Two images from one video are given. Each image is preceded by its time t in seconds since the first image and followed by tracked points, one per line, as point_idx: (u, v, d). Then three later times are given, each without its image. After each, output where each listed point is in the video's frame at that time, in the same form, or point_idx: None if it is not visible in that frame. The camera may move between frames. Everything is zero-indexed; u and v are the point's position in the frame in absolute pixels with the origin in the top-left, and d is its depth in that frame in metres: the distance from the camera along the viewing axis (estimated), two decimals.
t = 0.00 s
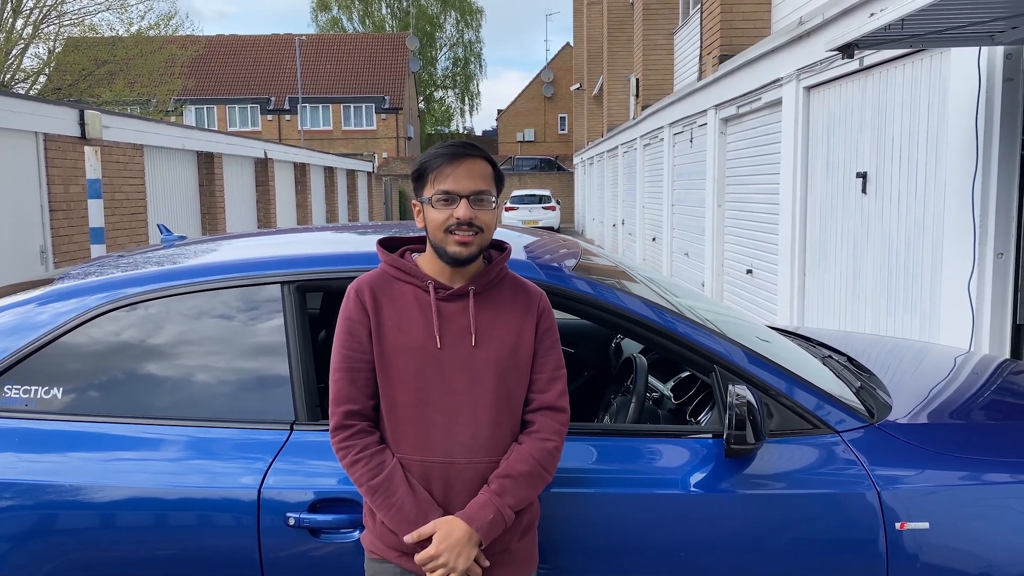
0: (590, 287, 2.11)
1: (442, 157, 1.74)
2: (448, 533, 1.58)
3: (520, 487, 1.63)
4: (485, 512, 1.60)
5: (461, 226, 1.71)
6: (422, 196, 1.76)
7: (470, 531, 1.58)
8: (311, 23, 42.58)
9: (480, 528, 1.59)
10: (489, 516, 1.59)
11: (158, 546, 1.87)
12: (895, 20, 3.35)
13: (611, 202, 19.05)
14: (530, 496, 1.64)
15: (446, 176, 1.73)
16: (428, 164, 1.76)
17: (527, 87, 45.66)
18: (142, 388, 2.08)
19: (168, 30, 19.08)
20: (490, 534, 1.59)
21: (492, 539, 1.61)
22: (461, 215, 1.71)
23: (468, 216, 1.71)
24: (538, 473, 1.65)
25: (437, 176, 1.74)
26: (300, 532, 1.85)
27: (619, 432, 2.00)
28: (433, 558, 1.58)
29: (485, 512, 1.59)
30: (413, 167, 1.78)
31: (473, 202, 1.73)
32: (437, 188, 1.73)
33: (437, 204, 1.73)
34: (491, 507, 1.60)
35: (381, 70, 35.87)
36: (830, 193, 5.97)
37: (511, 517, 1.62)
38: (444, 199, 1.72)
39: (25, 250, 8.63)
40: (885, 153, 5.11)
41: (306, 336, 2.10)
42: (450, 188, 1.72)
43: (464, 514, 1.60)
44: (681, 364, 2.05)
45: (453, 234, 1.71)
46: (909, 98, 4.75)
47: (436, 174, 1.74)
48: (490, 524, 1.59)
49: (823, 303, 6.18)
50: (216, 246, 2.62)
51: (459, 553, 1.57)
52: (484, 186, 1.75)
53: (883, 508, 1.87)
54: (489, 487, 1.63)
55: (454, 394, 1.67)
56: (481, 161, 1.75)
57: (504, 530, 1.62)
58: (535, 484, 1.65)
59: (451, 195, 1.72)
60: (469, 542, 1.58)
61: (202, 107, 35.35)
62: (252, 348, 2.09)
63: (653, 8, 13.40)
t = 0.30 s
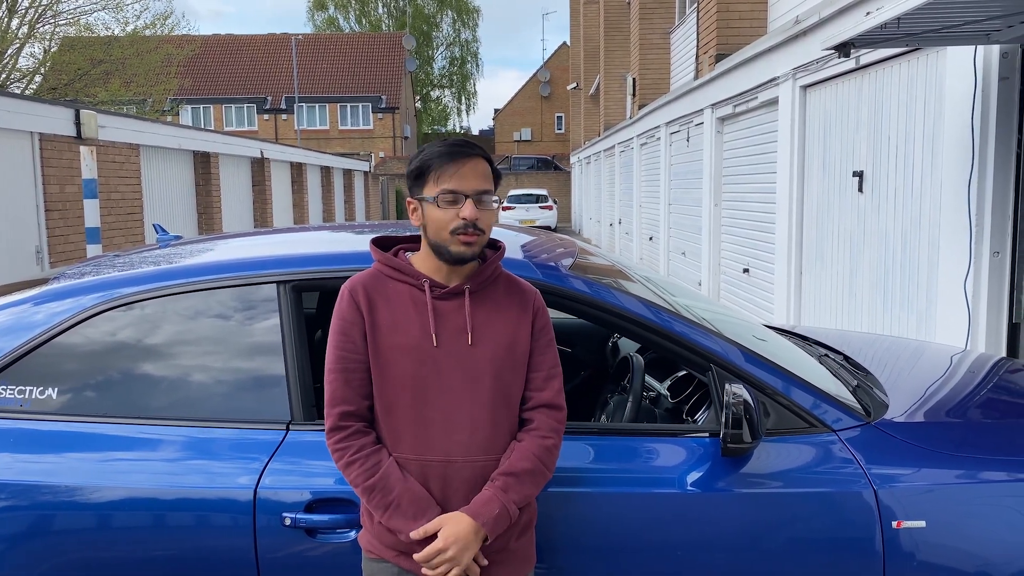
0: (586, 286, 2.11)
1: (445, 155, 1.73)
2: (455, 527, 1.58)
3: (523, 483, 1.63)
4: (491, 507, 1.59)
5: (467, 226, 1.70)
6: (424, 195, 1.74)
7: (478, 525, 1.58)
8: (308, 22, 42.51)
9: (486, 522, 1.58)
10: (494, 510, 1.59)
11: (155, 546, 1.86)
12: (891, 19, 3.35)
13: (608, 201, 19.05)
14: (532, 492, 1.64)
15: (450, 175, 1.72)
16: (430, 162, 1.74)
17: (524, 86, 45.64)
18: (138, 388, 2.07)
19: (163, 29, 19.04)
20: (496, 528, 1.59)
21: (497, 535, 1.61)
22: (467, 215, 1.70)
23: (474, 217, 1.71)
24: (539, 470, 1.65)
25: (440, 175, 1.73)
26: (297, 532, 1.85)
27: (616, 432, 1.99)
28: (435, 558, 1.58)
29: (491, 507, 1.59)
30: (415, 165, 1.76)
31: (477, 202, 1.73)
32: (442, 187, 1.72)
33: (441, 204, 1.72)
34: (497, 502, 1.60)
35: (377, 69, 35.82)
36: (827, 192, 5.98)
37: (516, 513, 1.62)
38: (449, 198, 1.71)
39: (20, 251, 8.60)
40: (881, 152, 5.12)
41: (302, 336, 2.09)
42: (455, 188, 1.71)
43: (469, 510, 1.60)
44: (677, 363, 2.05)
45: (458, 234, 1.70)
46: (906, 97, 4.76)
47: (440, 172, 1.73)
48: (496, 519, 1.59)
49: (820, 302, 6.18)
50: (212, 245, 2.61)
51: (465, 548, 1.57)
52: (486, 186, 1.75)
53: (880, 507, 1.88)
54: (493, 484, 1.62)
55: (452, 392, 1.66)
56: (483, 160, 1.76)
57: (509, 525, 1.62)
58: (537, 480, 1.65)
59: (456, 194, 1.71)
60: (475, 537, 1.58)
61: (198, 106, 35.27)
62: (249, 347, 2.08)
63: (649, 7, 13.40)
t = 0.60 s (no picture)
0: (583, 285, 2.11)
1: (483, 166, 1.74)
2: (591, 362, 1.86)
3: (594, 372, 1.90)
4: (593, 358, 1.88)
5: (502, 235, 1.78)
6: (464, 203, 1.72)
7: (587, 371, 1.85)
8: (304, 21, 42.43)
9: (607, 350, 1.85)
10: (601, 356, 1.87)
11: (152, 546, 1.85)
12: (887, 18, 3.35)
13: (605, 200, 19.06)
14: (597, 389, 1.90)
15: (489, 185, 1.75)
16: (466, 171, 1.72)
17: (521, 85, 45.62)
18: (134, 388, 2.06)
19: (159, 28, 18.99)
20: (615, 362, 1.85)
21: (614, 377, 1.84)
22: (504, 225, 1.77)
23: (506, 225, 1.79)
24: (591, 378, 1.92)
25: (480, 184, 1.73)
26: (293, 532, 1.84)
27: (613, 430, 1.99)
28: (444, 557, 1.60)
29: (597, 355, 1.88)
30: (450, 172, 1.71)
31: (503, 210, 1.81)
32: (488, 198, 1.74)
33: (484, 213, 1.74)
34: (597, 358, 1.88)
35: (374, 68, 35.76)
36: (823, 190, 5.98)
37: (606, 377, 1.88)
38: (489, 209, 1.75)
39: (16, 250, 8.57)
40: (877, 151, 5.12)
41: (297, 334, 2.08)
42: (496, 198, 1.76)
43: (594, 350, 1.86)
44: (674, 361, 2.05)
45: (495, 243, 1.77)
46: (902, 95, 4.76)
47: (480, 182, 1.73)
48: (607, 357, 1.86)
49: (816, 300, 6.19)
50: (208, 244, 2.60)
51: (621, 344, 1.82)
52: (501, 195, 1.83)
53: (877, 505, 1.88)
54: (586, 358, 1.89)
55: (455, 388, 1.67)
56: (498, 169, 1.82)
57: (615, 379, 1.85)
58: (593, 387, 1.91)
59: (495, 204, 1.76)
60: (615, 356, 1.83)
61: (194, 105, 35.20)
62: (246, 347, 2.07)
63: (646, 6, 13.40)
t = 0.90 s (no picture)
0: (580, 284, 2.10)
1: (464, 161, 1.74)
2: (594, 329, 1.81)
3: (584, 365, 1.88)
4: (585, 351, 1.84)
5: (487, 231, 1.77)
6: (446, 199, 1.71)
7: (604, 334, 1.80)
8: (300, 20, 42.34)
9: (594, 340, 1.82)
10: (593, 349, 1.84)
11: (149, 546, 1.85)
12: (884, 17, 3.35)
13: (601, 199, 19.07)
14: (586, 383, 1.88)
15: (472, 180, 1.74)
16: (448, 167, 1.72)
17: (517, 84, 45.60)
18: (130, 388, 2.05)
19: (155, 27, 18.94)
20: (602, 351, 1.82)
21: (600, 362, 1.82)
22: (488, 221, 1.77)
23: (491, 221, 1.79)
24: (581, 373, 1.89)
25: (462, 180, 1.73)
26: (289, 532, 1.83)
27: (610, 430, 1.99)
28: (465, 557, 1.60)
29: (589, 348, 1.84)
30: (431, 169, 1.70)
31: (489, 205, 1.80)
32: (471, 193, 1.74)
33: (468, 210, 1.73)
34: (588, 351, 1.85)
35: (370, 67, 35.70)
36: (820, 188, 5.98)
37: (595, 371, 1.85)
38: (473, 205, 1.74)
39: (11, 249, 8.54)
40: (874, 150, 5.13)
41: (294, 334, 2.08)
42: (479, 193, 1.75)
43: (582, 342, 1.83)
44: (671, 361, 2.05)
45: (481, 238, 1.76)
46: (898, 94, 4.77)
47: (463, 178, 1.73)
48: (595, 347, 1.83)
49: (813, 299, 6.20)
50: (204, 244, 2.59)
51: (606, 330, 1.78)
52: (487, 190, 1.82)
53: (874, 505, 1.88)
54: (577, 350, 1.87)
55: (454, 384, 1.67)
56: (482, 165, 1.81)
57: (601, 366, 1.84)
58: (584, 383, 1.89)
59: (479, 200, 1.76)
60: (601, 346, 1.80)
61: (190, 105, 35.12)
62: (243, 346, 2.06)
63: (643, 5, 13.40)
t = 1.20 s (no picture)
0: (577, 284, 2.10)
1: (415, 156, 1.72)
2: (454, 538, 1.59)
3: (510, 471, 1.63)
4: (481, 510, 1.60)
5: (438, 228, 1.69)
6: (396, 196, 1.74)
7: (474, 534, 1.59)
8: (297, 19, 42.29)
9: (478, 524, 1.59)
10: (486, 513, 1.60)
11: (146, 547, 1.84)
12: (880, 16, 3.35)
13: (598, 199, 19.10)
14: (524, 481, 1.65)
15: (421, 175, 1.71)
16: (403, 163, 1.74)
17: (514, 84, 45.61)
18: (126, 388, 2.05)
19: (150, 27, 18.90)
20: (492, 528, 1.60)
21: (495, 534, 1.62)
22: (438, 217, 1.69)
23: (445, 218, 1.69)
24: (528, 459, 1.66)
25: (411, 176, 1.72)
26: (285, 532, 1.83)
27: (606, 430, 1.99)
28: (443, 563, 1.57)
29: (482, 510, 1.60)
30: (387, 165, 1.75)
31: (449, 201, 1.71)
32: (412, 189, 1.71)
33: (414, 205, 1.71)
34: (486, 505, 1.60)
35: (367, 66, 35.66)
36: (816, 186, 5.99)
37: (509, 508, 1.62)
38: (419, 200, 1.71)
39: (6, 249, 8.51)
40: (870, 148, 5.14)
41: (289, 333, 2.07)
42: (425, 188, 1.70)
43: (464, 520, 1.60)
44: (668, 361, 2.05)
45: (431, 236, 1.69)
46: (895, 93, 4.77)
47: (411, 173, 1.72)
48: (488, 521, 1.60)
49: (809, 298, 6.21)
50: (201, 243, 2.58)
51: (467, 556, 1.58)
52: (459, 184, 1.73)
53: (871, 505, 1.88)
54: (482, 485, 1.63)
55: (442, 384, 1.66)
56: (455, 159, 1.74)
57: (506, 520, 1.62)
58: (529, 469, 1.66)
59: (427, 195, 1.70)
60: (475, 543, 1.59)
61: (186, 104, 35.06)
62: (240, 346, 2.05)
63: (639, 6, 13.41)
